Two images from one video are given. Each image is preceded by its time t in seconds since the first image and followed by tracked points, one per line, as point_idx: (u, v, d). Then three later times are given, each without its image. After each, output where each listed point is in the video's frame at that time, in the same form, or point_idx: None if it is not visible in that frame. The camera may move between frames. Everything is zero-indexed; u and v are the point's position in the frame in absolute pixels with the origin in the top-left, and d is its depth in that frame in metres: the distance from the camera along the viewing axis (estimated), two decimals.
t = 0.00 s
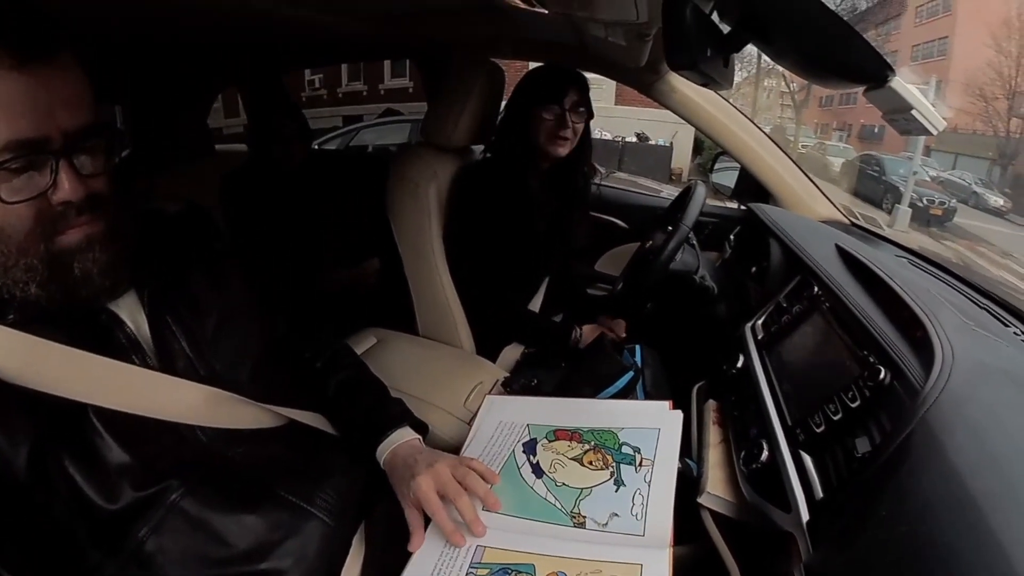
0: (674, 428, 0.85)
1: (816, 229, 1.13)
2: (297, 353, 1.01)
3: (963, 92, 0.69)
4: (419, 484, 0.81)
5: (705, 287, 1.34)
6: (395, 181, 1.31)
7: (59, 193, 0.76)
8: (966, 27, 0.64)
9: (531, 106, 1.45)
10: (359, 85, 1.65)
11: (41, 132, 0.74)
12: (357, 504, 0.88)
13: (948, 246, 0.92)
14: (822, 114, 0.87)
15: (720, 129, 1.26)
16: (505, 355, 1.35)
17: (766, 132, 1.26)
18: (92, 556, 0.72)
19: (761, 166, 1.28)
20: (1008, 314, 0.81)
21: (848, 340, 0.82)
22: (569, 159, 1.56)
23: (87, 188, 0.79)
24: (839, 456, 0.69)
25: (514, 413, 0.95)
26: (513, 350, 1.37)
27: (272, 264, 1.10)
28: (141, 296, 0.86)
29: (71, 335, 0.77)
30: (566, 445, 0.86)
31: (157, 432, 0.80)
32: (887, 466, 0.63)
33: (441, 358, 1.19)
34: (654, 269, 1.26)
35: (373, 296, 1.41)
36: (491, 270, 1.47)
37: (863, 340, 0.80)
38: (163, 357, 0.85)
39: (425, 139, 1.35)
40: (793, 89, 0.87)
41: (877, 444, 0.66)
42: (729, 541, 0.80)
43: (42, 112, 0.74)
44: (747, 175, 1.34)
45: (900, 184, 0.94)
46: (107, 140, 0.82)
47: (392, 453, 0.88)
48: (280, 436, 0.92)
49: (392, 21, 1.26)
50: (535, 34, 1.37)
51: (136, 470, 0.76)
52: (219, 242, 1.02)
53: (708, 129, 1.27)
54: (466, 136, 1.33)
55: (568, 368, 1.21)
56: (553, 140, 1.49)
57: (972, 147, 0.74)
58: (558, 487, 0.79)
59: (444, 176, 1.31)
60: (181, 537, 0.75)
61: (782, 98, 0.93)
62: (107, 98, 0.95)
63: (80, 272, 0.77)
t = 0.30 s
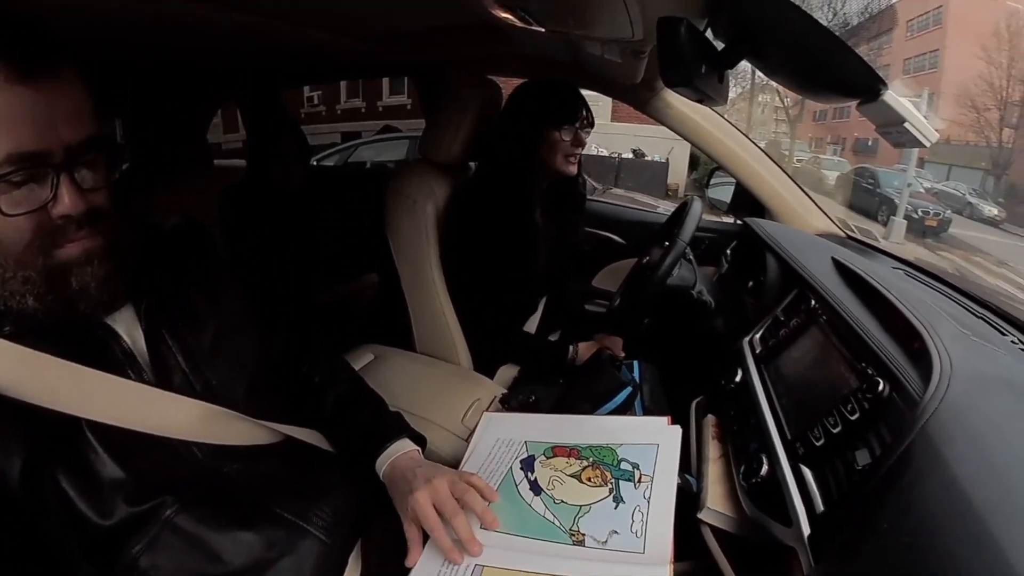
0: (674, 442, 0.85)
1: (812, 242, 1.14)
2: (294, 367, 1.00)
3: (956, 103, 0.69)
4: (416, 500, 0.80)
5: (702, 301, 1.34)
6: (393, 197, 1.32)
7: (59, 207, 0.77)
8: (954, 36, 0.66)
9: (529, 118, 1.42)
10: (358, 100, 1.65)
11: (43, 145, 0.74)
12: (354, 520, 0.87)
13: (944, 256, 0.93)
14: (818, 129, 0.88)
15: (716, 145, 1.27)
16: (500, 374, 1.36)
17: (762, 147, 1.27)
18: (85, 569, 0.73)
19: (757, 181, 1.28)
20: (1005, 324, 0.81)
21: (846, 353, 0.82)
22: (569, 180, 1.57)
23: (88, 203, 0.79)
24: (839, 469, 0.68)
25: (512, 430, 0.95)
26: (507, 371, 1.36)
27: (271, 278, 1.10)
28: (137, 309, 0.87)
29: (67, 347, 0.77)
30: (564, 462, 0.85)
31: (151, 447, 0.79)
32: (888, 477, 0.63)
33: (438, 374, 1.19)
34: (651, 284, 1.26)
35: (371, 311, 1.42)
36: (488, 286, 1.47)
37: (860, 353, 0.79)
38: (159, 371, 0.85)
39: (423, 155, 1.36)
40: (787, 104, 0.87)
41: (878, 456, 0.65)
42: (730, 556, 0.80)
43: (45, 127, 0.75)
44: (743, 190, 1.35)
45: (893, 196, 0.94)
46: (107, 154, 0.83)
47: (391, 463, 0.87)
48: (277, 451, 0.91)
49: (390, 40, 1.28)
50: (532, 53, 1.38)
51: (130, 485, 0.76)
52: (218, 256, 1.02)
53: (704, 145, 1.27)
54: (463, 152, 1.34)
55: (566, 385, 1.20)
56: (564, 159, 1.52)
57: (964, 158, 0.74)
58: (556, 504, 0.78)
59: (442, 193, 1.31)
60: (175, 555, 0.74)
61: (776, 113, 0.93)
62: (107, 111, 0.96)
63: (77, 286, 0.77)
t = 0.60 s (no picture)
0: (673, 459, 0.84)
1: (808, 256, 1.15)
2: (291, 382, 0.99)
3: (950, 115, 0.69)
4: (411, 513, 0.79)
5: (700, 316, 1.33)
6: (391, 213, 1.32)
7: (52, 210, 0.76)
8: (948, 50, 0.65)
9: (522, 131, 1.41)
10: (356, 118, 1.71)
11: (37, 148, 0.75)
12: (350, 537, 0.86)
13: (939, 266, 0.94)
14: (811, 143, 0.89)
15: (713, 162, 1.29)
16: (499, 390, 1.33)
17: (757, 162, 1.29)
18: None
19: (753, 196, 1.30)
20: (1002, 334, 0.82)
21: (844, 366, 0.82)
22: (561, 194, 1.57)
23: (81, 207, 0.79)
24: (839, 481, 0.68)
25: (510, 447, 0.94)
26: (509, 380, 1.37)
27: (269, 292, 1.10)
28: (133, 322, 0.85)
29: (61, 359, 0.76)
30: (563, 479, 0.84)
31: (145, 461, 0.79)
32: (888, 490, 0.62)
33: (435, 391, 1.18)
34: (648, 299, 1.26)
35: (368, 327, 1.42)
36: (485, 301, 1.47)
37: (859, 366, 0.79)
38: (154, 385, 0.84)
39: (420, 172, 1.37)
40: (781, 119, 0.90)
41: (877, 467, 0.65)
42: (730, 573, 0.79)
43: (39, 131, 0.75)
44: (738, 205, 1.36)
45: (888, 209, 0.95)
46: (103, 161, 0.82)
47: (390, 477, 0.86)
48: (272, 467, 0.90)
49: (388, 56, 1.29)
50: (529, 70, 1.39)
51: (123, 498, 0.75)
52: (215, 269, 1.02)
53: (701, 161, 1.29)
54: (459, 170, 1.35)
55: (563, 401, 1.18)
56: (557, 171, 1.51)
57: (956, 168, 0.76)
58: (556, 521, 0.77)
59: (438, 208, 1.32)
60: (167, 571, 0.73)
61: (770, 128, 0.96)
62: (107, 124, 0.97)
63: (71, 291, 0.77)
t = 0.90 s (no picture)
0: (671, 475, 0.84)
1: (805, 270, 1.15)
2: (288, 398, 0.99)
3: (941, 126, 0.71)
4: (408, 527, 0.77)
5: (697, 330, 1.33)
6: (388, 230, 1.32)
7: (49, 223, 0.76)
8: (937, 63, 0.65)
9: (519, 148, 1.41)
10: (353, 134, 1.75)
11: (34, 161, 0.75)
12: (345, 554, 0.85)
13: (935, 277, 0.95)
14: (805, 156, 0.89)
15: (708, 177, 1.30)
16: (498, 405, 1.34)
17: (753, 177, 1.30)
18: None
19: (748, 210, 1.31)
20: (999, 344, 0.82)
21: (842, 378, 0.82)
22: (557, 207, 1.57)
23: (78, 221, 0.79)
24: (839, 493, 0.67)
25: (508, 464, 0.93)
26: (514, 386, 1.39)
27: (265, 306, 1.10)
28: (128, 337, 0.85)
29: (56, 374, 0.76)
30: (560, 496, 0.84)
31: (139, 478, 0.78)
32: (889, 502, 0.61)
33: (433, 407, 1.17)
34: (646, 314, 1.26)
35: (365, 342, 1.41)
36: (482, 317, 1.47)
37: (856, 379, 0.79)
38: (149, 401, 0.83)
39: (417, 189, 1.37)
40: (775, 134, 0.89)
41: (877, 480, 0.64)
42: None
43: (37, 144, 0.75)
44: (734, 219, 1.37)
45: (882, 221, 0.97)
46: (100, 176, 0.83)
47: (389, 494, 0.84)
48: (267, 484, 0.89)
49: (386, 73, 1.31)
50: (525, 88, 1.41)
51: (116, 514, 0.74)
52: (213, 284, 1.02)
53: (696, 177, 1.30)
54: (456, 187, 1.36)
55: (561, 419, 1.17)
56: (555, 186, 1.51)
57: (950, 179, 0.76)
58: (554, 539, 0.76)
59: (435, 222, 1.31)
60: None
61: (765, 143, 0.96)
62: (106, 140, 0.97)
63: (66, 304, 0.77)
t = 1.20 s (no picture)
0: (671, 492, 0.84)
1: (800, 283, 1.16)
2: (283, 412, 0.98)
3: (934, 139, 0.67)
4: (405, 544, 0.76)
5: (694, 344, 1.34)
6: (386, 245, 1.32)
7: (46, 237, 0.76)
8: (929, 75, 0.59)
9: (515, 160, 1.40)
10: (350, 150, 1.76)
11: (33, 175, 0.74)
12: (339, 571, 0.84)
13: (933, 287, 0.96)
14: (800, 169, 0.88)
15: (703, 191, 1.31)
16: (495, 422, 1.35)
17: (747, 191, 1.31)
18: None
19: (743, 224, 1.32)
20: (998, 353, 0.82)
21: (840, 390, 0.82)
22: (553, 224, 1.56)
23: (76, 235, 0.79)
24: (840, 506, 0.67)
25: (505, 479, 0.92)
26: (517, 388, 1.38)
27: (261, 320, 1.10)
28: (122, 350, 0.84)
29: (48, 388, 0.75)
30: (558, 513, 0.82)
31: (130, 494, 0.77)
32: (890, 513, 0.61)
33: (429, 422, 1.16)
34: (642, 328, 1.26)
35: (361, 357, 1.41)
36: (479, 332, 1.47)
37: (854, 391, 0.79)
38: (142, 415, 0.83)
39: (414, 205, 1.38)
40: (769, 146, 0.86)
41: (877, 492, 0.64)
42: None
43: (38, 158, 0.75)
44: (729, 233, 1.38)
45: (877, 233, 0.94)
46: (99, 190, 0.83)
47: (384, 509, 0.83)
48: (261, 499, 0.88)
49: (384, 89, 1.32)
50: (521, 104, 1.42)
51: (108, 530, 0.73)
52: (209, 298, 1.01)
53: (691, 191, 1.31)
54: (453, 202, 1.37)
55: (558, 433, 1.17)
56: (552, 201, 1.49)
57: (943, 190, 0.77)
58: (552, 556, 0.75)
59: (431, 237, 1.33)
60: None
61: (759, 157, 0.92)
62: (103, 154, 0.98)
63: (61, 318, 0.77)
